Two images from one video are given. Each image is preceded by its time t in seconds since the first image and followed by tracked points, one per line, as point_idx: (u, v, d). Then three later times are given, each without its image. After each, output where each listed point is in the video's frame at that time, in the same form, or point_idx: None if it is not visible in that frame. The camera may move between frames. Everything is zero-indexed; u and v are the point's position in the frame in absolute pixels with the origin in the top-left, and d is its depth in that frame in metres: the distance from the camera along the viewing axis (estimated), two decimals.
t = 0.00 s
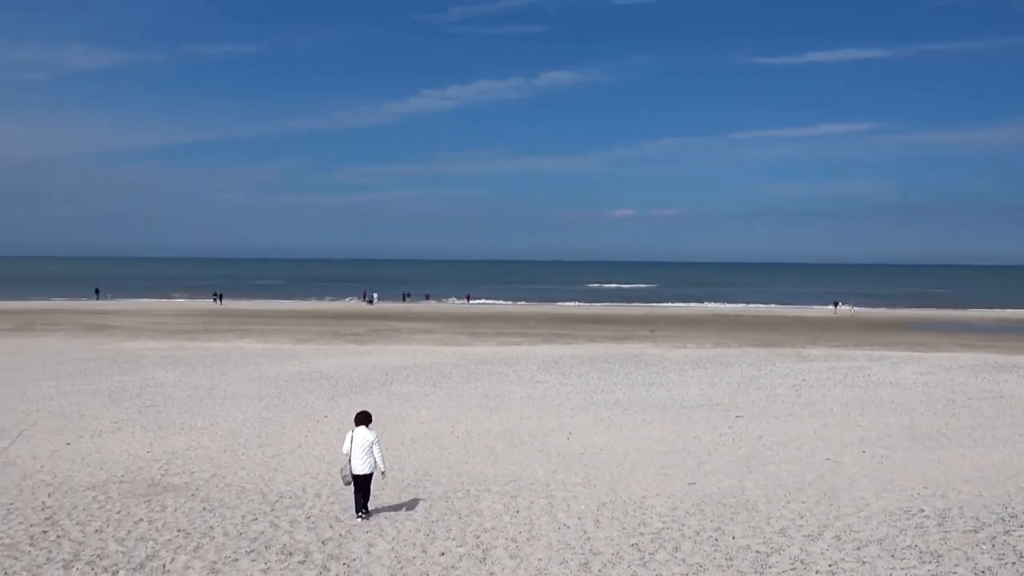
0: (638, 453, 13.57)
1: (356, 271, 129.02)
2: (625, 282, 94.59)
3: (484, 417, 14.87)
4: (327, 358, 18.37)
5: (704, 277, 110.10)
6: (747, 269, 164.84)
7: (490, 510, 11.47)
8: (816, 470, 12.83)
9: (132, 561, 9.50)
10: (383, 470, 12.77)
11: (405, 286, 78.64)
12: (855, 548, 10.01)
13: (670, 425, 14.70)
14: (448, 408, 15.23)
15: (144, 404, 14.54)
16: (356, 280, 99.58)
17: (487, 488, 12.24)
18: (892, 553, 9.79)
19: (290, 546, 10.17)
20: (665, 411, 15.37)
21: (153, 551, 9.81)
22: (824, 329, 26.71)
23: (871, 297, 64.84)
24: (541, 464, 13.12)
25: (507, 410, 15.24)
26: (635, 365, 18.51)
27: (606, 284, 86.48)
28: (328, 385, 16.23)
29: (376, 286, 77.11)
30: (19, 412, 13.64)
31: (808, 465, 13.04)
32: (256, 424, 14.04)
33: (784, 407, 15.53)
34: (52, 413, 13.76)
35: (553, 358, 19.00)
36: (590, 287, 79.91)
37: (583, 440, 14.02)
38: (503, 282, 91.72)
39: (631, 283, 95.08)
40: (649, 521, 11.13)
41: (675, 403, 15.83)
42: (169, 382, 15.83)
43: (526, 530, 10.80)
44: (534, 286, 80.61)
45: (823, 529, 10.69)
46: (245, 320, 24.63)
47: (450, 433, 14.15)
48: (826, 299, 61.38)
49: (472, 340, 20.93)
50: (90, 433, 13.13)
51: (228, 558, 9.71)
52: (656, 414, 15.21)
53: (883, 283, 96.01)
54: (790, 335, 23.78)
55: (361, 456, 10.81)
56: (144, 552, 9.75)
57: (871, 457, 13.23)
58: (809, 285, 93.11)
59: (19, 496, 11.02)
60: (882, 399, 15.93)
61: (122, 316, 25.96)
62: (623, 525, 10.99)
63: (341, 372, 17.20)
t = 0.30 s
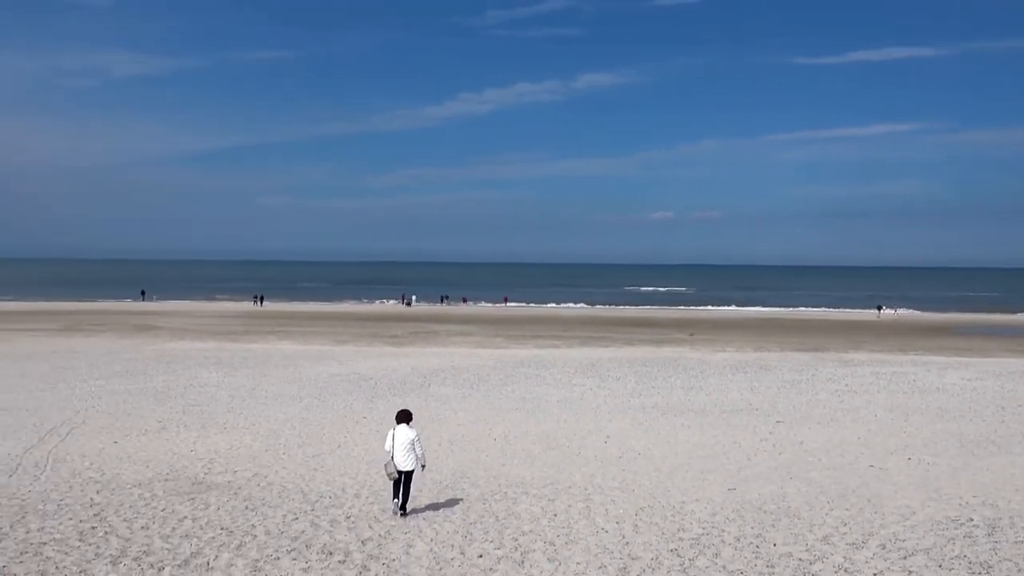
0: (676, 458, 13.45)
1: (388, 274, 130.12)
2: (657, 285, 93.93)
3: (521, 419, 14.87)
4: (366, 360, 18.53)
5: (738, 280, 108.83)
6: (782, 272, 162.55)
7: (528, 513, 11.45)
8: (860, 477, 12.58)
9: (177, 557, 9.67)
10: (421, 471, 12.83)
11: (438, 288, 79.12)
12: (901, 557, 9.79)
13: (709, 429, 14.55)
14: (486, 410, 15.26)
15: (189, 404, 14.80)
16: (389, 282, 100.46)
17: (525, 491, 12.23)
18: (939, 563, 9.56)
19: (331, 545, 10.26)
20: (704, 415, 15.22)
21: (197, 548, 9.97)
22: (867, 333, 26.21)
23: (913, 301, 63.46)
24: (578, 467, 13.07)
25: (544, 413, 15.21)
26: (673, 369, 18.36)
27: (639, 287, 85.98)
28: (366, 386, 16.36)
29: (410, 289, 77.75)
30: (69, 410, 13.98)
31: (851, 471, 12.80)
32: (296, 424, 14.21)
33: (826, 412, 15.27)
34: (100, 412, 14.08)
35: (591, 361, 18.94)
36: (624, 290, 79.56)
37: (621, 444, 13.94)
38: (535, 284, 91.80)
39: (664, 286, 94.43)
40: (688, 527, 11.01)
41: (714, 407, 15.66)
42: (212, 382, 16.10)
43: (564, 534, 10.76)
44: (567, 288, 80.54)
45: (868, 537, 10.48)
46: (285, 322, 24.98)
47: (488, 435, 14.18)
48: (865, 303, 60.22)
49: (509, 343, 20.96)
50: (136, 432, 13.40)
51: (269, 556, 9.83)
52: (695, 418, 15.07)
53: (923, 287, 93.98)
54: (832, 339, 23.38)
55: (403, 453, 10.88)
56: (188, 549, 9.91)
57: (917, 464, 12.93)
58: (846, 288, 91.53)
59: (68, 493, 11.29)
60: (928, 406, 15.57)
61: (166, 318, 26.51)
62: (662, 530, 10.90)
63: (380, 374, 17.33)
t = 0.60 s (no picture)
0: (715, 462, 13.31)
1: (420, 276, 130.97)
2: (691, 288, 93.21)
3: (557, 422, 14.83)
4: (404, 362, 18.66)
5: (774, 283, 107.34)
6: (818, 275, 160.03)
7: (565, 516, 11.41)
8: (904, 484, 12.31)
9: (219, 555, 9.82)
10: (458, 473, 12.87)
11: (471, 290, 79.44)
12: (948, 567, 9.54)
13: (748, 434, 14.37)
14: (522, 413, 15.25)
15: (230, 404, 15.04)
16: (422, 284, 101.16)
17: (562, 494, 12.19)
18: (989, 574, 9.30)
19: (369, 546, 10.33)
20: (743, 420, 15.03)
21: (238, 546, 10.11)
22: (911, 338, 25.66)
23: (955, 305, 61.97)
24: (615, 471, 12.99)
25: (581, 416, 15.16)
26: (712, 373, 18.17)
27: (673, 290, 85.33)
28: (404, 388, 16.46)
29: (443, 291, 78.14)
30: (115, 409, 14.31)
31: (895, 478, 12.54)
32: (335, 425, 14.35)
33: (869, 418, 14.98)
34: (145, 411, 14.39)
35: (628, 365, 18.83)
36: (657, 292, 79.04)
37: (659, 448, 13.82)
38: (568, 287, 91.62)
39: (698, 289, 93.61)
40: (727, 533, 10.87)
41: (754, 412, 15.46)
42: (253, 383, 16.35)
43: (601, 538, 10.70)
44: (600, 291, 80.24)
45: (913, 546, 10.24)
46: (323, 324, 25.30)
47: (524, 438, 14.17)
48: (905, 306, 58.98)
49: (545, 345, 20.93)
50: (179, 431, 13.66)
51: (309, 556, 9.93)
52: (734, 423, 14.89)
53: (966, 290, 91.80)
54: (874, 343, 22.94)
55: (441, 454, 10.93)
56: (230, 547, 10.05)
57: (964, 471, 12.62)
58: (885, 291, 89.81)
59: (115, 490, 11.54)
60: (976, 412, 15.17)
61: (208, 320, 27.05)
62: (700, 536, 10.77)
63: (417, 375, 17.42)
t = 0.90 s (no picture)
0: (757, 467, 13.13)
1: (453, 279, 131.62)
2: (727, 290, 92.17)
3: (596, 426, 14.77)
4: (443, 364, 18.75)
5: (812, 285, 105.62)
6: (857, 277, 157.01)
7: (605, 520, 11.35)
8: (954, 491, 12.00)
9: (264, 554, 9.96)
10: (498, 475, 12.89)
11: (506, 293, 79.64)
12: None
13: (791, 438, 14.15)
14: (561, 416, 15.22)
15: (273, 406, 15.27)
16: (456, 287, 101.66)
17: (602, 498, 12.12)
18: None
19: (410, 547, 10.39)
20: (786, 424, 14.80)
21: (282, 546, 10.25)
22: (960, 341, 25.01)
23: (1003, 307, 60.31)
24: (655, 475, 12.88)
25: (621, 419, 15.07)
26: (753, 376, 17.93)
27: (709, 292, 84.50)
28: (443, 391, 16.54)
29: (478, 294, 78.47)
30: (162, 410, 14.61)
31: (945, 485, 12.23)
32: (375, 427, 14.47)
33: (916, 423, 14.64)
34: (191, 412, 14.67)
35: (667, 368, 18.68)
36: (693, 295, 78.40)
37: (699, 452, 13.68)
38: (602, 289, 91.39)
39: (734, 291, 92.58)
40: (771, 539, 10.71)
41: (797, 416, 15.22)
42: (295, 385, 16.57)
43: (642, 542, 10.61)
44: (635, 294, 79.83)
45: (964, 554, 9.96)
46: (363, 327, 25.58)
47: (563, 441, 14.14)
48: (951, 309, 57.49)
49: (584, 348, 20.87)
50: (223, 431, 13.90)
51: (351, 556, 10.02)
52: (776, 427, 14.67)
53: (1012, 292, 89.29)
54: (922, 347, 22.41)
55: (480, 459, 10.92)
56: (274, 547, 10.20)
57: (1017, 478, 12.26)
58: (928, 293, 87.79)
59: (162, 489, 11.78)
60: None
61: (251, 323, 27.56)
62: (743, 541, 10.63)
63: (455, 378, 17.49)
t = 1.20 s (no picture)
0: (798, 471, 12.94)
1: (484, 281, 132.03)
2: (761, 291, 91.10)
3: (633, 428, 14.69)
4: (479, 366, 18.81)
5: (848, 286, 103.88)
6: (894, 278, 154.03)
7: (643, 524, 11.27)
8: (1004, 497, 11.68)
9: (304, 554, 10.07)
10: (535, 477, 12.88)
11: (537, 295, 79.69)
12: None
13: (833, 442, 13.92)
14: (598, 418, 15.16)
15: (312, 407, 15.45)
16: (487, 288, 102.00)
17: (640, 501, 12.04)
18: None
19: (448, 549, 10.43)
20: (827, 427, 14.57)
21: (322, 546, 10.35)
22: (1007, 343, 24.39)
23: None
24: (693, 479, 12.76)
25: (658, 422, 14.97)
26: (793, 379, 17.69)
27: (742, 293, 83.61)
28: (480, 392, 16.59)
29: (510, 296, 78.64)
30: (205, 411, 14.86)
31: (994, 491, 11.92)
32: (413, 428, 14.56)
33: (963, 427, 14.31)
34: (232, 413, 14.90)
35: (705, 370, 18.51)
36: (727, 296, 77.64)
37: (738, 456, 13.52)
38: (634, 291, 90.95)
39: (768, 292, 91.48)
40: (813, 544, 10.53)
41: (839, 419, 14.97)
42: (334, 386, 16.75)
43: (681, 546, 10.51)
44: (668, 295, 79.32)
45: (1015, 563, 9.70)
46: (398, 329, 25.80)
47: (600, 443, 14.08)
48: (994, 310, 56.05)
49: (619, 350, 20.78)
50: (264, 432, 14.09)
51: (390, 556, 10.08)
52: (817, 431, 14.45)
53: None
54: (967, 349, 21.91)
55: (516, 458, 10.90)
56: (314, 547, 10.30)
57: None
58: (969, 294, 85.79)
59: (205, 488, 11.98)
60: None
61: (290, 325, 27.99)
62: (784, 547, 10.47)
63: (492, 380, 17.53)
